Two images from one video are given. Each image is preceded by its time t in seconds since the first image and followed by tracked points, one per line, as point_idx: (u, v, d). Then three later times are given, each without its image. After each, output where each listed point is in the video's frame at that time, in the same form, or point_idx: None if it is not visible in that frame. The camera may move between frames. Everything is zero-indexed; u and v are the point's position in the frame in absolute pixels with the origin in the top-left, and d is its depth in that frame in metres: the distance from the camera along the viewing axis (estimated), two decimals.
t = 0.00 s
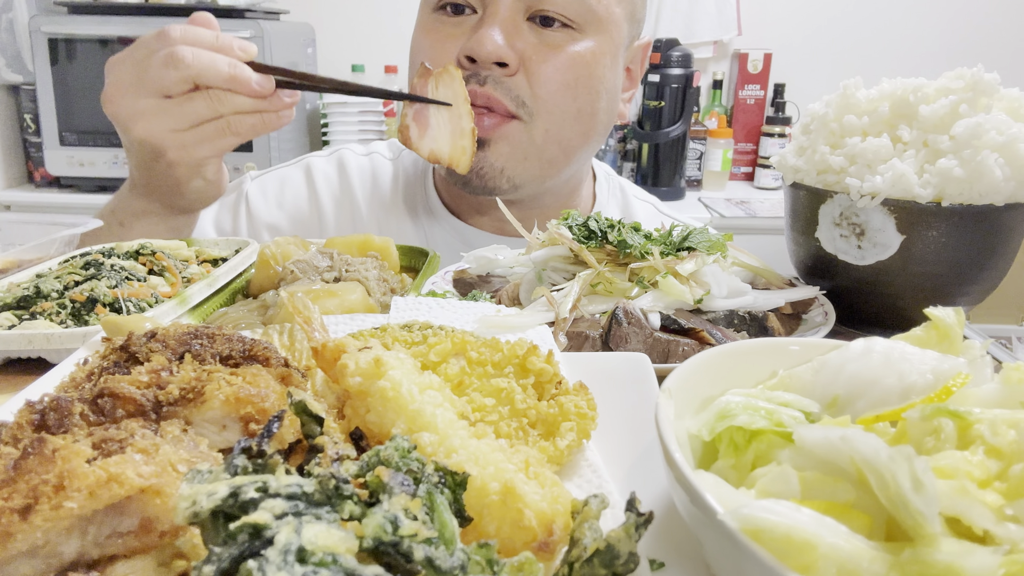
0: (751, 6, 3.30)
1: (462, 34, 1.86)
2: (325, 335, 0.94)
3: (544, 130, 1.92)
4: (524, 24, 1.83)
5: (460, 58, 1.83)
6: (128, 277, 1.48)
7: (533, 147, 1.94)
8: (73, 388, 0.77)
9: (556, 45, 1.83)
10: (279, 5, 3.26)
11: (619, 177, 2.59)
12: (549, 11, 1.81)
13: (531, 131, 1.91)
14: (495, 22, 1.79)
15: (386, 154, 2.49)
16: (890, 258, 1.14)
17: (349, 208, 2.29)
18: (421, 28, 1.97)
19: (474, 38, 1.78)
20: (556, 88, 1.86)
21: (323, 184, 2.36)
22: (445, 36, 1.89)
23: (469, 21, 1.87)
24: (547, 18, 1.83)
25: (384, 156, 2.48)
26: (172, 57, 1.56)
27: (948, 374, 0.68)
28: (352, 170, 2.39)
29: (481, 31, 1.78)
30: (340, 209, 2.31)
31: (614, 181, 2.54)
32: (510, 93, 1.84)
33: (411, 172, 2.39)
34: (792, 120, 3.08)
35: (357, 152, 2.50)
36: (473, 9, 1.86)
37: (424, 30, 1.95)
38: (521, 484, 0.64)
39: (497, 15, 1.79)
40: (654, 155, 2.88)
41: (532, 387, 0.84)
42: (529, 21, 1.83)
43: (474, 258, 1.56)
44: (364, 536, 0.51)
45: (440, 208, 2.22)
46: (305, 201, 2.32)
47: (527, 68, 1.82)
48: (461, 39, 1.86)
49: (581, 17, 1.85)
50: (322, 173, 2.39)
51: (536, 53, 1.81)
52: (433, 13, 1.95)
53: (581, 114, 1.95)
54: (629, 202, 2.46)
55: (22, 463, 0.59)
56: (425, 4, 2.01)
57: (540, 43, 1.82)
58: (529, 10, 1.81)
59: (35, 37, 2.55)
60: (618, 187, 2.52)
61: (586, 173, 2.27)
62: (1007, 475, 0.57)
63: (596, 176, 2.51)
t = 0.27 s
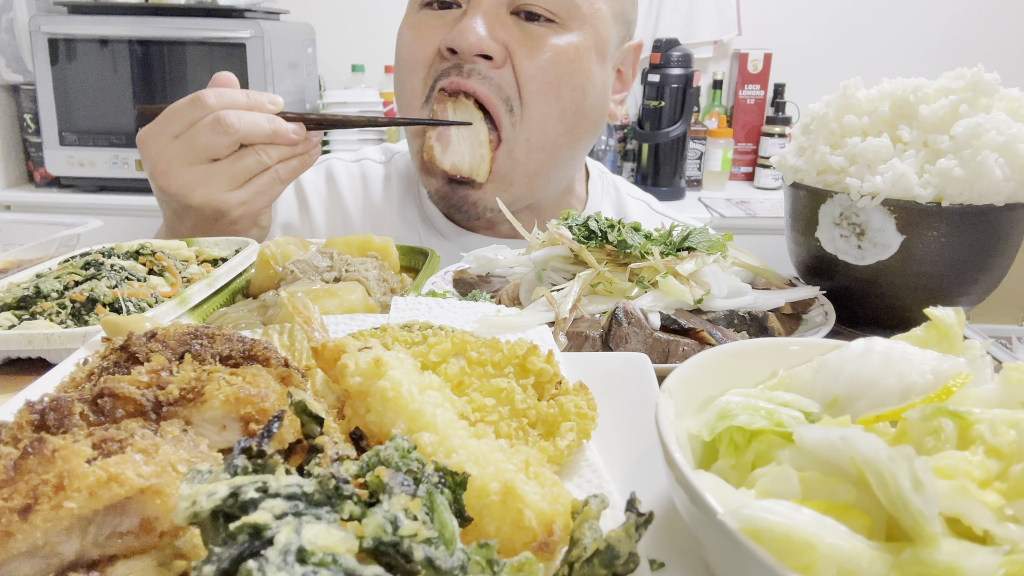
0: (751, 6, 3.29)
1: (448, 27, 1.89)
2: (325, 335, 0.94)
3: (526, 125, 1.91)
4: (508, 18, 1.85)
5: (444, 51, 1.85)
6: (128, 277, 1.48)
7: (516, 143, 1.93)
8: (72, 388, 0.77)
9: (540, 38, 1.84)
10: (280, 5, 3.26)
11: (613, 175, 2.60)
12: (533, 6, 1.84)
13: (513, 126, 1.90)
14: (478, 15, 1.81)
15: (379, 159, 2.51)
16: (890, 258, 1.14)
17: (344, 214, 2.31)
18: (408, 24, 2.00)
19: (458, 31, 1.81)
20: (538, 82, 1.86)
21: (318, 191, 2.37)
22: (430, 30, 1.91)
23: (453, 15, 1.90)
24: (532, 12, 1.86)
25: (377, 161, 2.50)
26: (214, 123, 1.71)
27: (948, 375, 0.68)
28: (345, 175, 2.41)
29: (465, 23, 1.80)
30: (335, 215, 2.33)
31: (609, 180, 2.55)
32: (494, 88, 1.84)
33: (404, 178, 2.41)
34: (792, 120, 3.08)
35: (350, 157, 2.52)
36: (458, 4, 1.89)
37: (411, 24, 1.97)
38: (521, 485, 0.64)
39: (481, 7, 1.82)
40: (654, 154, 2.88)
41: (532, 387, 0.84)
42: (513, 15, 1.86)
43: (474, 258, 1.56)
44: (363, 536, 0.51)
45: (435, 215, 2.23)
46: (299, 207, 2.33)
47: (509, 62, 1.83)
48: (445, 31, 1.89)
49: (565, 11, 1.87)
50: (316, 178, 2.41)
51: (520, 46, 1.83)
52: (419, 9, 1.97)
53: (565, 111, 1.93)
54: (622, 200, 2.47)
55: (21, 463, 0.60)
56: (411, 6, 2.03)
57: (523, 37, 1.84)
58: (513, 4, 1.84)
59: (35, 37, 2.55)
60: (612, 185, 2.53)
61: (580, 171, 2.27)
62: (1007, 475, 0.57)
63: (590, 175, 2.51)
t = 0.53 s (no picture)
0: (751, 6, 3.29)
1: (426, 43, 1.89)
2: (325, 335, 0.94)
3: (504, 143, 1.94)
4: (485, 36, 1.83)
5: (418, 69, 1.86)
6: (128, 277, 1.48)
7: (495, 159, 1.97)
8: (72, 388, 0.77)
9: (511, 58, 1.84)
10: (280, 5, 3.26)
11: (612, 175, 2.60)
12: (510, 24, 1.81)
13: (491, 144, 1.93)
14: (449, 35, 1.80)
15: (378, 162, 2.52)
16: (890, 258, 1.14)
17: (344, 217, 2.31)
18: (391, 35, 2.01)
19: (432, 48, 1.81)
20: (514, 101, 1.87)
21: (315, 196, 2.37)
22: (411, 43, 1.92)
23: (432, 30, 1.89)
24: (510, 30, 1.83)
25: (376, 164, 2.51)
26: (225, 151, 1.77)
27: (948, 375, 0.68)
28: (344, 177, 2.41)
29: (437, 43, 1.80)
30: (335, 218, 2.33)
31: (607, 181, 2.55)
32: (464, 108, 1.87)
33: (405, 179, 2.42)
34: (792, 120, 3.08)
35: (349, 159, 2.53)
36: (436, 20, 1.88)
37: (393, 37, 1.99)
38: (521, 485, 0.64)
39: (454, 26, 1.80)
40: (654, 154, 2.88)
41: (532, 388, 0.84)
42: (487, 33, 1.84)
43: (474, 258, 1.56)
44: (363, 536, 0.51)
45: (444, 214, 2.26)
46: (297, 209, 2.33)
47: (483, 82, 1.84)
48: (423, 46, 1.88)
49: (541, 28, 1.85)
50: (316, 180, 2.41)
51: (490, 66, 1.83)
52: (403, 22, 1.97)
53: (544, 127, 1.96)
54: (622, 201, 2.48)
55: (21, 463, 0.60)
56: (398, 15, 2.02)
57: (497, 56, 1.84)
58: (489, 22, 1.82)
59: (35, 37, 2.55)
60: (611, 187, 2.52)
61: (574, 174, 2.28)
62: (1007, 475, 0.57)
63: (590, 176, 2.51)
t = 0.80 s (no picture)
0: (751, 6, 3.30)
1: (440, 56, 1.90)
2: (325, 335, 0.94)
3: (520, 149, 1.96)
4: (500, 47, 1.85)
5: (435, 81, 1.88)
6: (129, 277, 1.49)
7: (510, 165, 1.99)
8: (73, 388, 0.77)
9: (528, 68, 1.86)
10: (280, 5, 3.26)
11: (612, 174, 2.59)
12: (525, 35, 1.83)
13: (507, 151, 1.95)
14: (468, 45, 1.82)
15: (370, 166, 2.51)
16: (889, 258, 1.14)
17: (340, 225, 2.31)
18: (401, 46, 2.01)
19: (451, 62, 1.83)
20: (531, 110, 1.89)
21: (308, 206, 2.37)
22: (423, 55, 1.92)
23: (446, 42, 1.90)
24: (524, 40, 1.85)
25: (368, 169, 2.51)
26: (180, 215, 1.92)
27: (947, 374, 0.68)
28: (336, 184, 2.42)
29: (455, 57, 1.82)
30: (326, 227, 2.34)
31: (607, 179, 2.54)
32: (482, 117, 1.90)
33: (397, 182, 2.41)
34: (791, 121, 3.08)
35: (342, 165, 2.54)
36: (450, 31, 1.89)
37: (402, 48, 1.99)
38: (521, 484, 0.64)
39: (470, 39, 1.81)
40: (654, 155, 2.88)
41: (532, 387, 0.84)
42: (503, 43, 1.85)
43: (474, 258, 1.56)
44: (364, 536, 0.51)
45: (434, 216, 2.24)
46: (290, 221, 2.35)
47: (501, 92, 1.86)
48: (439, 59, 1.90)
49: (556, 37, 1.87)
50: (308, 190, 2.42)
51: (507, 77, 1.85)
52: (411, 31, 1.97)
53: (560, 134, 1.98)
54: (622, 200, 2.47)
55: (22, 463, 0.60)
56: (403, 22, 2.02)
57: (515, 65, 1.86)
58: (504, 33, 1.83)
59: (35, 37, 2.55)
60: (611, 186, 2.52)
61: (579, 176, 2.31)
62: (1006, 475, 0.57)
63: (590, 176, 2.51)
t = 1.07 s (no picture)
0: (751, 6, 3.30)
1: (437, 76, 1.90)
2: (326, 335, 0.94)
3: (524, 164, 2.02)
4: (495, 63, 1.85)
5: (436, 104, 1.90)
6: (129, 277, 1.49)
7: (515, 180, 2.05)
8: (74, 388, 0.77)
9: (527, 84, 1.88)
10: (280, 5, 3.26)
11: (603, 170, 2.61)
12: (521, 51, 1.84)
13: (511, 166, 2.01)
14: (466, 67, 1.82)
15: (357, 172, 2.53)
16: (889, 258, 1.14)
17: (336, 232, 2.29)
18: (392, 64, 2.00)
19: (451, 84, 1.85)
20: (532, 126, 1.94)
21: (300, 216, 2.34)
22: (419, 74, 1.92)
23: (441, 61, 1.89)
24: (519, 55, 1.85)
25: (355, 175, 2.52)
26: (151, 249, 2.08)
27: (947, 374, 0.68)
28: (323, 190, 2.42)
29: (455, 79, 1.83)
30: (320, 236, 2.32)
31: (598, 175, 2.55)
32: (485, 134, 1.93)
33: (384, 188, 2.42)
34: (791, 121, 3.09)
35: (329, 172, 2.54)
36: (444, 49, 1.87)
37: (396, 67, 1.97)
38: (521, 484, 0.64)
39: (468, 59, 1.82)
40: (654, 155, 2.88)
41: (532, 387, 0.84)
42: (500, 58, 1.86)
43: (474, 258, 1.56)
44: (364, 535, 0.52)
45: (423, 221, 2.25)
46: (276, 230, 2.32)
47: (501, 110, 1.89)
48: (436, 79, 1.90)
49: (552, 49, 1.87)
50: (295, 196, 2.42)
51: (507, 95, 1.87)
52: (402, 49, 1.95)
53: (560, 146, 2.03)
54: (614, 193, 2.49)
55: (23, 462, 0.60)
56: (391, 35, 1.98)
57: (514, 83, 1.88)
58: (500, 50, 1.84)
59: (36, 37, 2.55)
60: (602, 181, 2.53)
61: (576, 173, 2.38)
62: (1006, 475, 0.57)
63: (581, 172, 2.53)
